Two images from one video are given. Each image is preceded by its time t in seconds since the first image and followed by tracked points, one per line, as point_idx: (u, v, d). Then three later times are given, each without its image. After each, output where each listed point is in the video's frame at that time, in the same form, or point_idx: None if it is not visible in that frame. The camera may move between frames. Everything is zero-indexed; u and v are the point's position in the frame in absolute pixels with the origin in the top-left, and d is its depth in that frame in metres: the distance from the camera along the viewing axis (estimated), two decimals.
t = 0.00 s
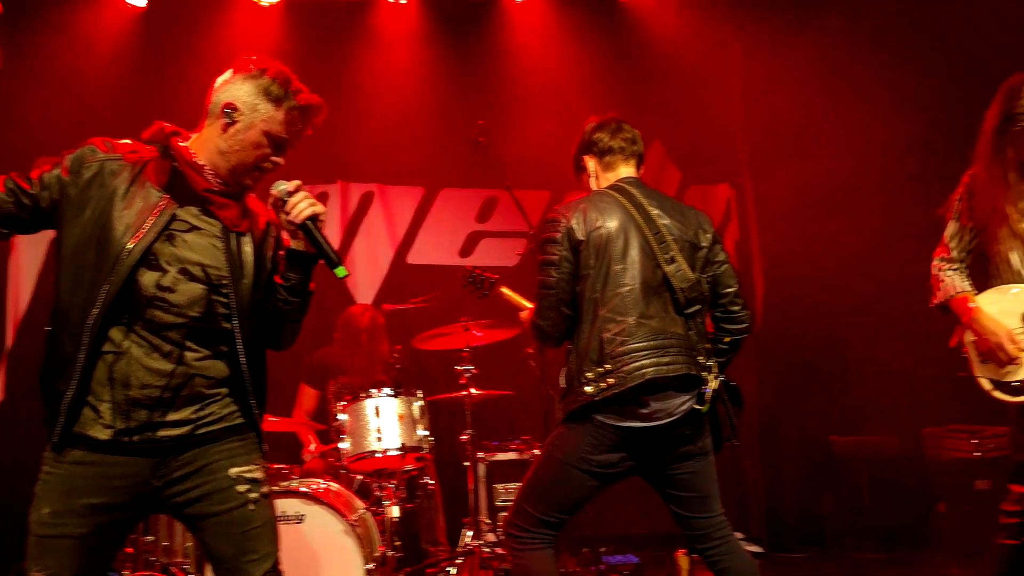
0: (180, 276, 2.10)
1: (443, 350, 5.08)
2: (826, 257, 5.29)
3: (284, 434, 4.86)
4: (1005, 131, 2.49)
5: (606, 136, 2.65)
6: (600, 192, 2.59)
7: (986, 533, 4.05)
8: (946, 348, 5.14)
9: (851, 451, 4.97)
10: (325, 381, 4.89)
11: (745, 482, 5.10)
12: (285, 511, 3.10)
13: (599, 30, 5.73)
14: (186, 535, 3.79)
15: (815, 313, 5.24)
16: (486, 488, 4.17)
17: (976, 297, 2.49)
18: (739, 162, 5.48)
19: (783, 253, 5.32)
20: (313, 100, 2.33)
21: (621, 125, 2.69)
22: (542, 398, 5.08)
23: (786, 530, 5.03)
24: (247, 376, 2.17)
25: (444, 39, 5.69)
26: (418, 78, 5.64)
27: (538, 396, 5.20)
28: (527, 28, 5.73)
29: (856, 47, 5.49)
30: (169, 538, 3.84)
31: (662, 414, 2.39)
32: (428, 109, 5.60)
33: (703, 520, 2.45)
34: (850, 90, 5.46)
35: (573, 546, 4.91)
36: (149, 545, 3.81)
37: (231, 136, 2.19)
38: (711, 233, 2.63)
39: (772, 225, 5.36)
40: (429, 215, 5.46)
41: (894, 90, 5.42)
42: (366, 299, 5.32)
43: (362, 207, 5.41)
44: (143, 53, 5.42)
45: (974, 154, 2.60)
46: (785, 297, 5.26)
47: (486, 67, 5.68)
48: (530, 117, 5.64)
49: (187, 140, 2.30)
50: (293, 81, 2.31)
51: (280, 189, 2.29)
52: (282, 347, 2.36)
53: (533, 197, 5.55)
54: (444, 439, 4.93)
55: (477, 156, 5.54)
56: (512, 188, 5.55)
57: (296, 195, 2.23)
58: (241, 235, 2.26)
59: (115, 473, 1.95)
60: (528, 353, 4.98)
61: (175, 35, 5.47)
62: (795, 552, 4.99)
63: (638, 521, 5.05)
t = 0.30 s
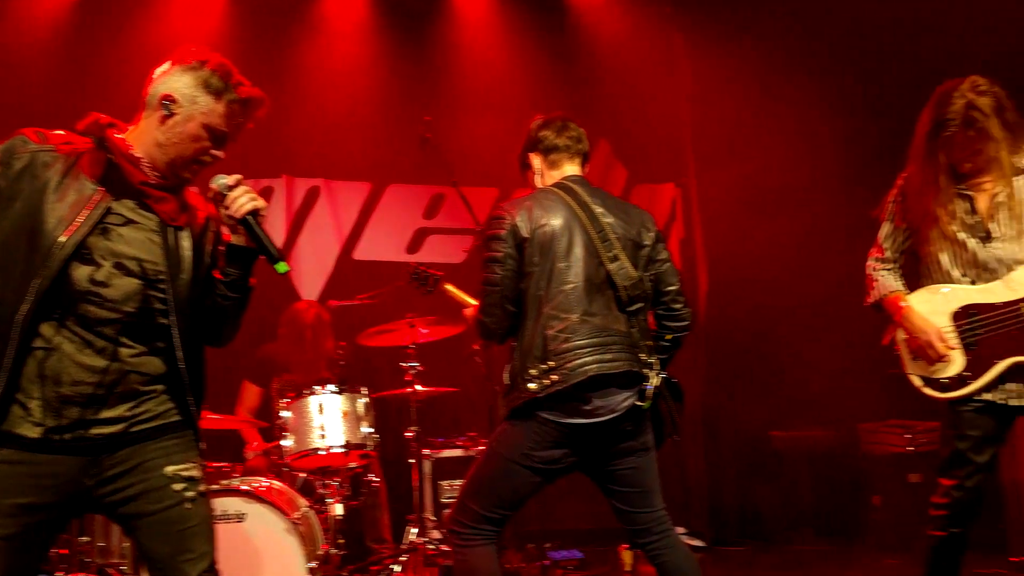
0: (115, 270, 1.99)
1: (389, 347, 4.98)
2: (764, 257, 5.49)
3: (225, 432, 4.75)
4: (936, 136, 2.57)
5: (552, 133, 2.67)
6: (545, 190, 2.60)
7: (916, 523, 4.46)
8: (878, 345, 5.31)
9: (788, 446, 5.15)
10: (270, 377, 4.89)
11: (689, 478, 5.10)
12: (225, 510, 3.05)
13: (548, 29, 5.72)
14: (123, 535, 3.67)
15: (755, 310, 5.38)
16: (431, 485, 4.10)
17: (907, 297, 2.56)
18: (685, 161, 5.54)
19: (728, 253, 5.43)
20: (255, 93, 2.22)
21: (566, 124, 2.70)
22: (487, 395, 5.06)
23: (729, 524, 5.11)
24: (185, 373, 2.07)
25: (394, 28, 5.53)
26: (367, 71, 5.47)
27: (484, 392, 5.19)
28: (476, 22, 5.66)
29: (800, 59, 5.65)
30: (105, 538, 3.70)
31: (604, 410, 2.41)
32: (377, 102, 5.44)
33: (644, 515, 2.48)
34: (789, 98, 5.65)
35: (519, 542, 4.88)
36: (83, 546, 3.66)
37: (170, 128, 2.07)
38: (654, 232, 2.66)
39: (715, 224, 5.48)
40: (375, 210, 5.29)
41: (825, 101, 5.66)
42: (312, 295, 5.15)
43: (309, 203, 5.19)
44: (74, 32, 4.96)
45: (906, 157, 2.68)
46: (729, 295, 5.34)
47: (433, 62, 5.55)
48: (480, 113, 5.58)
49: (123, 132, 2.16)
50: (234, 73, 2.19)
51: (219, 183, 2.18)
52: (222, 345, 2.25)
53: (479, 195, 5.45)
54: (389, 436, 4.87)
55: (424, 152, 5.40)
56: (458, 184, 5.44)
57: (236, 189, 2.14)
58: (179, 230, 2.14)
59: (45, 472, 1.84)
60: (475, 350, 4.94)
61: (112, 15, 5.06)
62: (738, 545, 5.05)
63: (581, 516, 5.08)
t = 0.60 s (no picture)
0: (46, 262, 1.87)
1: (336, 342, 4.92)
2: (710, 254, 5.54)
3: (165, 429, 4.62)
4: (874, 138, 2.62)
5: (499, 129, 2.67)
6: (492, 185, 2.60)
7: (852, 517, 4.59)
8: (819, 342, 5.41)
9: (737, 443, 5.20)
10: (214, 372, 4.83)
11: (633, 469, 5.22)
12: (165, 507, 3.00)
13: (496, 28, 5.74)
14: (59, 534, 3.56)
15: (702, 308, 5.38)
16: (378, 481, 4.06)
17: (845, 295, 2.63)
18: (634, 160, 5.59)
19: (677, 250, 5.45)
20: (195, 83, 2.12)
21: (513, 120, 2.71)
22: (433, 390, 5.04)
23: (675, 518, 5.22)
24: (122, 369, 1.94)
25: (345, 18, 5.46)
26: (317, 63, 5.37)
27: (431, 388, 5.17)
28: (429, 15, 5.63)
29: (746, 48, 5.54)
30: (39, 537, 3.59)
31: (549, 406, 2.42)
32: (326, 94, 5.35)
33: (588, 510, 2.50)
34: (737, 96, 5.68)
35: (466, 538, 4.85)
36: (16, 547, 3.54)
37: (105, 117, 1.96)
38: (599, 229, 2.68)
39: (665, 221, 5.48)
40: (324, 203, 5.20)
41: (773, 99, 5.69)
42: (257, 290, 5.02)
43: (255, 196, 5.07)
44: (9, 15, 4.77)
45: (846, 158, 2.74)
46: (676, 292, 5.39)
47: (382, 56, 5.50)
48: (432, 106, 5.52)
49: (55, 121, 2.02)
50: (173, 61, 2.09)
51: (157, 174, 2.07)
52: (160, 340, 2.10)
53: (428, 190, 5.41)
54: (334, 432, 4.80)
55: (372, 146, 5.32)
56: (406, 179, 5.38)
57: (174, 179, 2.02)
58: (114, 222, 2.00)
59: None
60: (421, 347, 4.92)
61: None
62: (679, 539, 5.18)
63: (528, 512, 5.07)
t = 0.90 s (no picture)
0: None
1: (287, 336, 4.86)
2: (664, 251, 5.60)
3: (109, 424, 4.51)
4: (821, 138, 2.66)
5: (451, 123, 2.66)
6: (443, 179, 2.59)
7: (798, 511, 4.67)
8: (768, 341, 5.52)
9: (685, 440, 5.32)
10: (161, 367, 4.73)
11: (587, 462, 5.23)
12: (108, 505, 2.95)
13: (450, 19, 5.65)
14: None
15: (657, 305, 5.41)
16: (328, 478, 4.01)
17: (791, 293, 2.68)
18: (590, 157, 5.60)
19: (635, 246, 5.43)
20: (138, 69, 2.01)
21: (466, 113, 2.70)
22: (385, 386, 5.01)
23: (625, 514, 5.18)
24: (57, 362, 1.86)
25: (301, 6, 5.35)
26: (268, 52, 5.25)
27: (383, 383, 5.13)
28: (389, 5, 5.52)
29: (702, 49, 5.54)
30: None
31: (498, 401, 2.42)
32: (279, 85, 5.24)
33: (536, 505, 2.50)
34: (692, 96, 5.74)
35: (417, 535, 4.83)
36: None
37: (40, 102, 1.85)
38: (550, 225, 2.69)
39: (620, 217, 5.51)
40: (278, 196, 5.13)
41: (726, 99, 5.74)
42: (206, 283, 4.94)
43: (205, 187, 4.98)
44: None
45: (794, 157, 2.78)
46: (631, 288, 5.38)
47: (335, 46, 5.39)
48: (389, 97, 5.44)
49: None
50: (114, 45, 1.98)
51: (97, 162, 1.92)
52: (96, 331, 2.04)
53: (382, 184, 5.35)
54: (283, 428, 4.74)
55: (326, 139, 5.25)
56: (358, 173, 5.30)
57: (113, 169, 1.91)
58: (51, 211, 1.91)
59: None
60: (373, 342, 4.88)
61: None
62: (628, 534, 5.13)
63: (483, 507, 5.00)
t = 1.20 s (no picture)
0: None
1: (251, 331, 4.81)
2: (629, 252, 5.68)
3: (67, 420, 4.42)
4: (784, 138, 2.68)
5: (417, 118, 2.64)
6: (408, 174, 2.58)
7: (762, 507, 4.72)
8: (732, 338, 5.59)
9: (650, 436, 5.27)
10: (121, 362, 4.65)
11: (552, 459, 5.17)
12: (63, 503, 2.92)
13: (418, 13, 5.60)
14: None
15: (625, 303, 5.44)
16: (291, 475, 3.98)
17: (754, 292, 2.71)
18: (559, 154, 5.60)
19: (603, 243, 5.48)
20: (94, 58, 1.96)
21: (432, 109, 2.68)
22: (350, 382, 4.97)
23: (590, 510, 5.18)
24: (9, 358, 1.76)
25: None
26: (234, 43, 5.18)
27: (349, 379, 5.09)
28: None
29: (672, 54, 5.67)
30: None
31: (461, 398, 2.41)
32: (246, 77, 5.19)
33: (499, 502, 2.50)
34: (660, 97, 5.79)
35: (381, 531, 4.80)
36: None
37: None
38: (515, 221, 2.69)
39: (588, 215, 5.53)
40: (244, 189, 5.08)
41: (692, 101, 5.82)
42: (168, 277, 4.84)
43: (167, 179, 4.90)
44: None
45: (759, 156, 2.81)
46: (600, 286, 5.39)
47: (302, 39, 5.34)
48: (359, 92, 5.40)
49: None
50: (68, 32, 1.91)
51: (52, 153, 1.89)
52: (49, 326, 2.00)
53: (350, 179, 5.31)
54: (245, 424, 4.68)
55: (293, 133, 5.20)
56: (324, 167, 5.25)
57: (68, 159, 1.85)
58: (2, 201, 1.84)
59: None
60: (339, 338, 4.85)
61: None
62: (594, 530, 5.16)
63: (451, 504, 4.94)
